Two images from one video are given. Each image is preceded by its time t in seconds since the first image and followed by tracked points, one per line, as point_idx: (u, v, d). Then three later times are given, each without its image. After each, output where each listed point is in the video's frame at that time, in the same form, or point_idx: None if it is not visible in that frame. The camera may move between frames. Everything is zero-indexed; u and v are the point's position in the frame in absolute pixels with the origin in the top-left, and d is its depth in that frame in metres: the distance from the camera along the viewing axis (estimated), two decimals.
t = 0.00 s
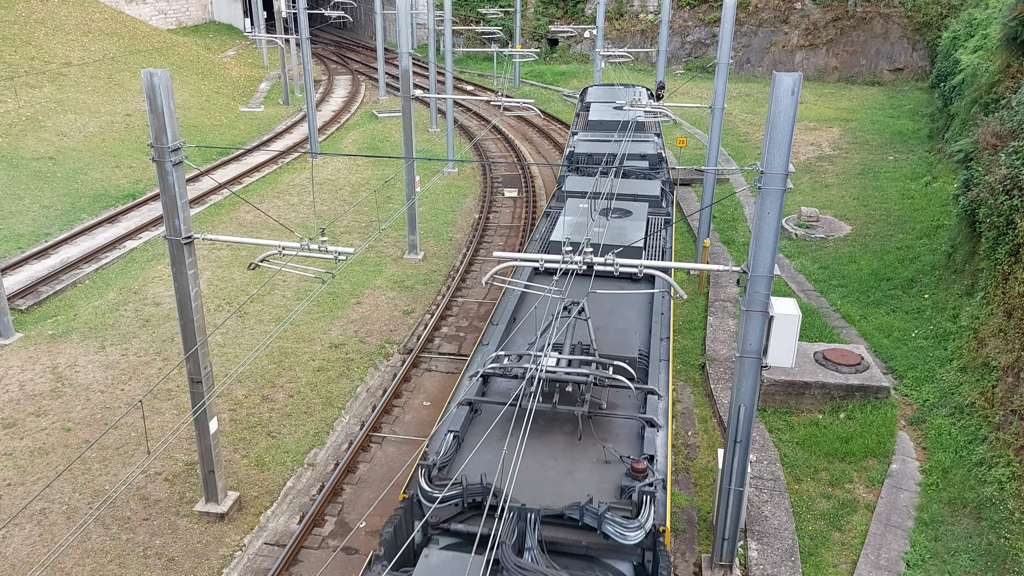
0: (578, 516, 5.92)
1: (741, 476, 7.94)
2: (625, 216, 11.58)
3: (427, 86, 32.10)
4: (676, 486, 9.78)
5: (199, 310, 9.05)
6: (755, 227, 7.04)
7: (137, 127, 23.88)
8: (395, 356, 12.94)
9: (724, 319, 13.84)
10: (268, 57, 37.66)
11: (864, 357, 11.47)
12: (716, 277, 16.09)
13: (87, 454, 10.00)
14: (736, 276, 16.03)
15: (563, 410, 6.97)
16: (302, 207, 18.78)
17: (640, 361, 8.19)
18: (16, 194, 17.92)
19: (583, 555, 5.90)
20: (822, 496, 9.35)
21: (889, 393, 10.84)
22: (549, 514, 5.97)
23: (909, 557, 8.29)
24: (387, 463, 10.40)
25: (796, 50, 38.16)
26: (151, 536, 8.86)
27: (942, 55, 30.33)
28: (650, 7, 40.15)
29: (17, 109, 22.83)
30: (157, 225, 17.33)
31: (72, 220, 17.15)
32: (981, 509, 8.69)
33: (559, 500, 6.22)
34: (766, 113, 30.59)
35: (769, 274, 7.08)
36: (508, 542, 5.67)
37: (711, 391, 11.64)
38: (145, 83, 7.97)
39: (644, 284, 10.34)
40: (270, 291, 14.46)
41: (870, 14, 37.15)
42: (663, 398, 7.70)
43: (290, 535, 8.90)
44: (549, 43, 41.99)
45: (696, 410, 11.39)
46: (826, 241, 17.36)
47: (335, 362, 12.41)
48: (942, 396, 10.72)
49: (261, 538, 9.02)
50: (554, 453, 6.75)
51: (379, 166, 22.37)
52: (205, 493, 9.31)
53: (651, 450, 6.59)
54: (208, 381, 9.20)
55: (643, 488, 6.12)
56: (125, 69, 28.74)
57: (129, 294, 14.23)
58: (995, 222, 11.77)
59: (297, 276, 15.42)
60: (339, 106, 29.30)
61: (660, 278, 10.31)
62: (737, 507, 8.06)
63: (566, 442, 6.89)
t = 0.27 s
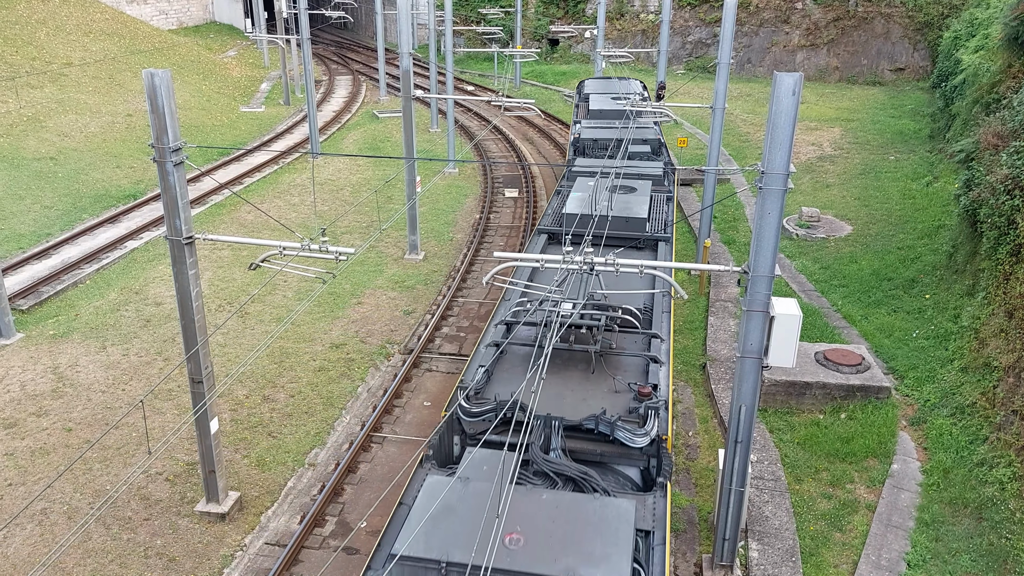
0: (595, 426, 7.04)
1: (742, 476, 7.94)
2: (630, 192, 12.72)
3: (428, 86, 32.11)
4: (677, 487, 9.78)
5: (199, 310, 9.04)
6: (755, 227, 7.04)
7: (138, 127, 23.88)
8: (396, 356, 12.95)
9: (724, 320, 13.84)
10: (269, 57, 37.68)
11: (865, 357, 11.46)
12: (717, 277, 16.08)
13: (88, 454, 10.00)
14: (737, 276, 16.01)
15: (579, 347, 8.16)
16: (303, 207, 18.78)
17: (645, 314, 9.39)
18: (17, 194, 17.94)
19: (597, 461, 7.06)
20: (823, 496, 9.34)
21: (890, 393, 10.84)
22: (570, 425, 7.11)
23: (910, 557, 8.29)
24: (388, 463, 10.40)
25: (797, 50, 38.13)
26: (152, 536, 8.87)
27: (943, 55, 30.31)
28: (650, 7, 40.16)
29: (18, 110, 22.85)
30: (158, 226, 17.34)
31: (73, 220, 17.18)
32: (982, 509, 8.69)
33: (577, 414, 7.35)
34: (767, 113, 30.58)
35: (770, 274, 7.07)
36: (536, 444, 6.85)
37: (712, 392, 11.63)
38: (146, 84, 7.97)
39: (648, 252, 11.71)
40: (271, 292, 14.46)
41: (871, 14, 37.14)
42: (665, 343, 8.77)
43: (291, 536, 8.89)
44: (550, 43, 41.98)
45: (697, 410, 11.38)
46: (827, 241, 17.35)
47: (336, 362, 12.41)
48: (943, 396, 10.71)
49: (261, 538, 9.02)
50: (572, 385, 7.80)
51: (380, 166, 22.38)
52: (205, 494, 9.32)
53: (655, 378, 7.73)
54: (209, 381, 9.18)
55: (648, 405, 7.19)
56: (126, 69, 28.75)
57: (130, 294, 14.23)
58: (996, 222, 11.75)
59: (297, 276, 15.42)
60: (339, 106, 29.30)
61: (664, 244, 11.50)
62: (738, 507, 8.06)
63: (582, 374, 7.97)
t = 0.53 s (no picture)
0: (606, 361, 8.05)
1: (743, 477, 7.93)
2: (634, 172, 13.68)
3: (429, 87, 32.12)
4: (678, 487, 9.78)
5: (200, 310, 9.03)
6: (756, 228, 7.03)
7: (140, 127, 23.90)
8: (397, 356, 12.97)
9: (725, 320, 13.84)
10: (270, 57, 37.70)
11: (866, 358, 11.45)
12: (718, 277, 16.08)
13: (90, 455, 10.01)
14: (738, 276, 16.01)
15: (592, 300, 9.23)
16: (304, 208, 18.78)
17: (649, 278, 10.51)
18: (19, 194, 17.97)
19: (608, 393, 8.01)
20: (824, 496, 9.34)
21: (891, 393, 10.84)
22: (585, 360, 8.12)
23: (912, 558, 8.28)
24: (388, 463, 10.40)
25: (798, 50, 38.10)
26: (153, 535, 8.88)
27: (945, 55, 30.29)
28: (652, 7, 40.18)
29: (20, 110, 22.88)
30: (159, 226, 17.36)
31: (75, 220, 17.20)
32: (984, 509, 8.68)
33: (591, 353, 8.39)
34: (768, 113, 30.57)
35: (771, 273, 7.07)
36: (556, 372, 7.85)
37: (713, 392, 11.63)
38: (147, 84, 7.96)
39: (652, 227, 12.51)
40: (272, 292, 14.46)
41: (872, 14, 37.14)
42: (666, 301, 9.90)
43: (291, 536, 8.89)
44: (551, 43, 41.99)
45: (699, 410, 11.38)
46: (828, 241, 17.34)
47: (337, 362, 12.42)
48: (945, 397, 10.70)
49: (262, 538, 9.02)
50: (586, 331, 8.84)
51: (381, 166, 22.39)
52: (207, 494, 9.32)
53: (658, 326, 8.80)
54: (211, 381, 9.16)
55: (653, 343, 8.24)
56: (128, 69, 28.76)
57: (131, 294, 14.24)
58: (998, 222, 11.74)
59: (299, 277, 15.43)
60: (341, 107, 29.32)
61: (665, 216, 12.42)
62: (740, 507, 8.05)
63: (594, 323, 9.04)
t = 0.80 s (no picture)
0: (616, 312, 9.28)
1: (745, 478, 7.93)
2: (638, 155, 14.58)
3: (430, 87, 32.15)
4: (680, 487, 9.77)
5: (202, 311, 9.03)
6: (757, 229, 7.03)
7: (142, 128, 23.92)
8: (399, 356, 12.99)
9: (727, 320, 13.85)
10: (272, 58, 37.73)
11: (868, 359, 11.45)
12: (719, 278, 16.08)
13: (92, 455, 10.02)
14: (739, 276, 16.00)
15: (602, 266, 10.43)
16: (306, 209, 18.79)
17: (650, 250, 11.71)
18: (21, 195, 17.99)
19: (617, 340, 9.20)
20: (826, 497, 9.33)
21: (893, 394, 10.84)
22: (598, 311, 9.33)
23: (914, 558, 8.28)
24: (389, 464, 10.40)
25: (800, 50, 38.07)
26: (155, 536, 8.89)
27: (946, 55, 30.27)
28: (653, 8, 40.19)
29: (22, 111, 22.91)
30: (161, 227, 17.38)
31: (77, 221, 17.22)
32: (986, 510, 8.67)
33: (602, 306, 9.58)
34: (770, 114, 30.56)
35: (773, 274, 7.06)
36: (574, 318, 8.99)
37: (715, 393, 11.63)
38: (149, 85, 7.94)
39: (654, 204, 13.46)
40: (273, 293, 14.46)
41: (874, 15, 37.14)
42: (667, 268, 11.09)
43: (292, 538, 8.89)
44: (553, 44, 42.00)
45: (700, 411, 11.37)
46: (830, 241, 17.33)
47: (338, 363, 12.42)
48: (947, 397, 10.68)
49: (263, 539, 9.02)
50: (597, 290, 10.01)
51: (383, 167, 22.41)
52: (208, 494, 9.32)
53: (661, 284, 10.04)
54: (212, 382, 9.14)
55: (657, 296, 9.48)
56: (130, 70, 28.79)
57: (133, 295, 14.25)
58: (1000, 223, 11.73)
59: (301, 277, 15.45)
60: (342, 107, 29.34)
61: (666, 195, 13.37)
62: (741, 507, 8.06)
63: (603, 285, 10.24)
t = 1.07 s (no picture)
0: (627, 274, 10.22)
1: (747, 480, 7.93)
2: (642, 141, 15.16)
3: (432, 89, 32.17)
4: (682, 490, 9.76)
5: (204, 313, 9.04)
6: (760, 231, 7.02)
7: (144, 130, 23.95)
8: (400, 358, 13.00)
9: (729, 322, 13.85)
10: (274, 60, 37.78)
11: (870, 361, 11.43)
12: (721, 280, 16.08)
13: (94, 457, 10.03)
14: (741, 278, 16.00)
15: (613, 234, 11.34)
16: (307, 211, 18.81)
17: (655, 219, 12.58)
18: (24, 197, 18.02)
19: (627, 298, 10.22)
20: (828, 500, 9.31)
21: (895, 396, 10.84)
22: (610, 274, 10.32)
23: (916, 561, 8.27)
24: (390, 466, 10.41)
25: (802, 52, 38.00)
26: (157, 538, 8.89)
27: (949, 57, 30.22)
28: (655, 10, 40.21)
29: (25, 114, 22.96)
30: (164, 228, 17.40)
31: (79, 222, 17.25)
32: (988, 513, 8.65)
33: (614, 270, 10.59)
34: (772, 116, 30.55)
35: (775, 277, 7.05)
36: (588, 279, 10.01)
37: (717, 395, 11.63)
38: (151, 87, 7.95)
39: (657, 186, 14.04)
40: (275, 295, 14.47)
41: (876, 16, 37.12)
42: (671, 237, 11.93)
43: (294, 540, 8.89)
44: (554, 46, 42.01)
45: (702, 413, 11.36)
46: (832, 243, 17.32)
47: (340, 365, 12.42)
48: (949, 400, 10.67)
49: (265, 542, 9.02)
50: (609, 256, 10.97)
51: (385, 169, 22.42)
52: (210, 496, 9.33)
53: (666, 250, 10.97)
54: (214, 384, 9.14)
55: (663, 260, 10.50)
56: (132, 72, 28.83)
57: (135, 297, 14.26)
58: (1002, 225, 11.71)
59: (303, 279, 15.47)
60: (344, 109, 29.37)
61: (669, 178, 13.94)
62: (743, 509, 8.06)
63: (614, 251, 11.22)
